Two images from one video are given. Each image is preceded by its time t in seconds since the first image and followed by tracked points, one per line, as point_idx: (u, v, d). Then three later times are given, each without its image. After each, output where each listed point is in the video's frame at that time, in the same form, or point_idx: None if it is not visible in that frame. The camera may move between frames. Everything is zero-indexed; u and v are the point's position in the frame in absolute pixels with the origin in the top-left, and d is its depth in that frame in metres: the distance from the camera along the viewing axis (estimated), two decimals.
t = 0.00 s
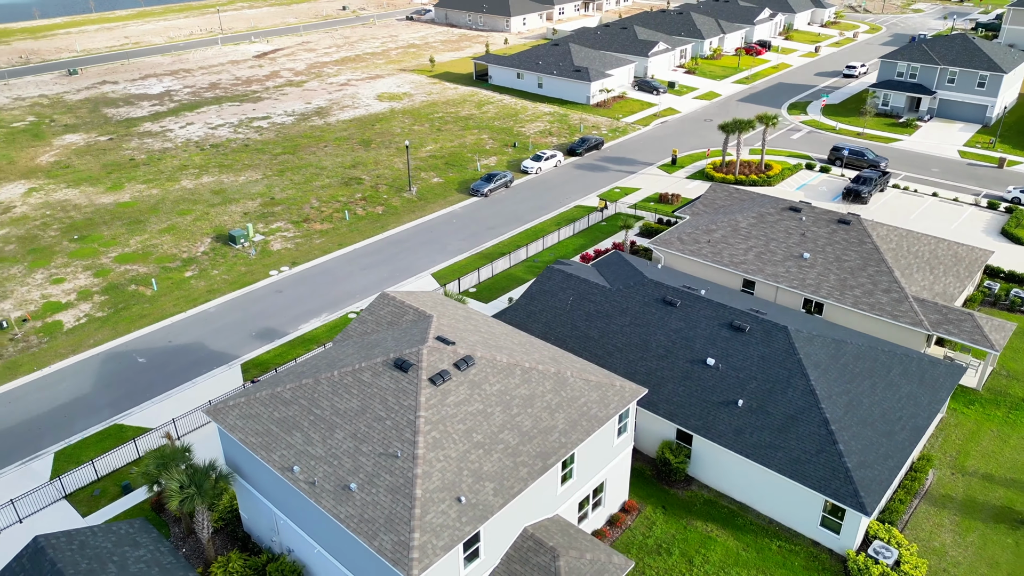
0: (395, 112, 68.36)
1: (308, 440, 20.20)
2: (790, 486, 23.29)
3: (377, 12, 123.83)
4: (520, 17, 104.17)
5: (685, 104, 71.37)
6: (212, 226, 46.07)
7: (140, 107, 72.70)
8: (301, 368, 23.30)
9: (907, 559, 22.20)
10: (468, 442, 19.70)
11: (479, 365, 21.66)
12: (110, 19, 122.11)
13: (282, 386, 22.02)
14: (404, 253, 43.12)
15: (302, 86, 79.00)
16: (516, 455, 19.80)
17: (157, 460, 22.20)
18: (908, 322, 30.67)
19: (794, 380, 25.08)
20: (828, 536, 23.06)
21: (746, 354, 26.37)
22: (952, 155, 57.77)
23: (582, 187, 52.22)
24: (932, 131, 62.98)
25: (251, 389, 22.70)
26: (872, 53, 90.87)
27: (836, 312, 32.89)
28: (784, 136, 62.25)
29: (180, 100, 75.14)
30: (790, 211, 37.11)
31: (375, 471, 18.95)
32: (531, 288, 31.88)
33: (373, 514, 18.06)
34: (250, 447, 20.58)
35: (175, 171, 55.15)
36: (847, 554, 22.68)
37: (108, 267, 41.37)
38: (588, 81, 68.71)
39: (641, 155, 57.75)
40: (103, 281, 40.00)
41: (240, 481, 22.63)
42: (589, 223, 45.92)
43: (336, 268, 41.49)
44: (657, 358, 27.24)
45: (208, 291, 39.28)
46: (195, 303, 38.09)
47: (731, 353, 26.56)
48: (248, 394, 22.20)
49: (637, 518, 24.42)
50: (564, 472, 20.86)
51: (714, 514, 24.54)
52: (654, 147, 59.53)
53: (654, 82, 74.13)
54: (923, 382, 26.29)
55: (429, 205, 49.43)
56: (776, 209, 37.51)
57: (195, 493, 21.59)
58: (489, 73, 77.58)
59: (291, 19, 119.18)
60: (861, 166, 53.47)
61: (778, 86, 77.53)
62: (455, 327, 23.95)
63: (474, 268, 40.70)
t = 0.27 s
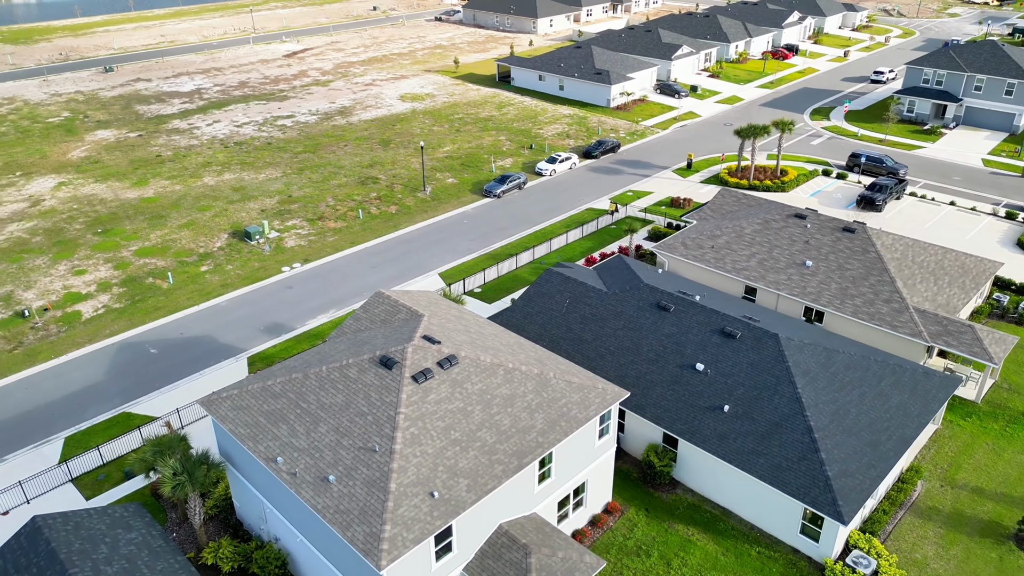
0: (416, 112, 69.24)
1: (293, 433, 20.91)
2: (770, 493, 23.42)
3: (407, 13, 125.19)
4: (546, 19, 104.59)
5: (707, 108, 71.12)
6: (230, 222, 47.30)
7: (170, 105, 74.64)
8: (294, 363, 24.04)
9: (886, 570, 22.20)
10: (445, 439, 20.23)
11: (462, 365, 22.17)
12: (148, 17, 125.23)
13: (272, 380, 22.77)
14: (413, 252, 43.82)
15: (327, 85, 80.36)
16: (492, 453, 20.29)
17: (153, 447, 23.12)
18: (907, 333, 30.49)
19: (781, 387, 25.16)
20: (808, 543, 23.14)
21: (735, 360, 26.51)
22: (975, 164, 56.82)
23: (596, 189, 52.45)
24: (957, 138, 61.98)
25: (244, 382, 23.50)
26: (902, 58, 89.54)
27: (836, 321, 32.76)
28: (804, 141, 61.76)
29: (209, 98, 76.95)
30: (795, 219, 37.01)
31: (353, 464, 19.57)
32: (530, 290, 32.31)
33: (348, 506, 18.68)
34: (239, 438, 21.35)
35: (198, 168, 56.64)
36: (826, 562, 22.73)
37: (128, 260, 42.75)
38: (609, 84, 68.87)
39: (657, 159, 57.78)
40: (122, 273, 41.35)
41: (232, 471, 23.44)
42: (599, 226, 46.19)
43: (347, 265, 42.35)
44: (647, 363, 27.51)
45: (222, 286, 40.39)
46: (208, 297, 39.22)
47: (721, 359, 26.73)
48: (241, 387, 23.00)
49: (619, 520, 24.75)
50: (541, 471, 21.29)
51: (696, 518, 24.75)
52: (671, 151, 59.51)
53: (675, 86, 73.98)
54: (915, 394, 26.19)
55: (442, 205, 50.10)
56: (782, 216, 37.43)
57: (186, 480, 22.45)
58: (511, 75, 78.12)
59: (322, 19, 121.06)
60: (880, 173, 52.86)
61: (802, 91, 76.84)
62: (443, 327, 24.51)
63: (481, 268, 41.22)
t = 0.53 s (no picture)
0: (438, 113, 70.01)
1: (280, 426, 21.63)
2: (751, 499, 23.56)
3: (438, 13, 126.26)
4: (574, 20, 104.78)
5: (729, 112, 70.75)
6: (248, 219, 48.49)
7: (200, 102, 76.47)
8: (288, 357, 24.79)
9: None
10: (425, 437, 20.78)
11: (447, 365, 22.70)
12: (186, 16, 128.08)
13: (265, 375, 23.54)
14: (424, 252, 44.53)
15: (353, 85, 81.59)
16: (470, 451, 20.80)
17: (151, 436, 24.04)
18: (906, 344, 30.29)
19: (768, 395, 25.26)
20: (787, 551, 23.23)
21: (725, 367, 26.67)
22: (1000, 173, 55.74)
23: (610, 193, 52.66)
24: (983, 146, 60.85)
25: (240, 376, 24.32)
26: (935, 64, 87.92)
27: (837, 330, 32.61)
28: (825, 147, 61.18)
29: (238, 96, 78.66)
30: (801, 226, 36.85)
31: (334, 458, 20.22)
32: (529, 292, 32.73)
33: (326, 498, 19.33)
34: (229, 429, 22.15)
35: (222, 164, 58.07)
36: (804, 570, 22.80)
37: (148, 254, 44.12)
38: (630, 87, 68.90)
39: (674, 163, 57.74)
40: (142, 267, 42.71)
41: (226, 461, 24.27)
42: (609, 229, 46.43)
43: (358, 263, 43.21)
44: (638, 367, 27.78)
45: (236, 281, 41.50)
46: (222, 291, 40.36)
47: (710, 365, 26.90)
48: (235, 380, 23.81)
49: (602, 521, 25.09)
50: (520, 470, 21.75)
51: (679, 522, 24.97)
52: (688, 155, 59.40)
53: (698, 90, 73.71)
54: (905, 405, 26.09)
55: (456, 206, 50.72)
56: (788, 223, 37.29)
57: (181, 468, 23.33)
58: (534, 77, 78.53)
59: (353, 18, 122.69)
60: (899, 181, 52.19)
61: (828, 96, 75.99)
62: (433, 327, 25.06)
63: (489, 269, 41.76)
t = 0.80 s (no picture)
0: (459, 113, 70.70)
1: (269, 418, 22.40)
2: (731, 504, 23.72)
3: (467, 13, 127.13)
4: (601, 22, 104.82)
5: (750, 116, 70.31)
6: (266, 215, 49.64)
7: (229, 100, 78.19)
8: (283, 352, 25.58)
9: None
10: (405, 433, 21.37)
11: (432, 363, 23.26)
12: (221, 14, 130.71)
13: (259, 368, 24.34)
14: (435, 251, 45.21)
15: (378, 84, 82.71)
16: (449, 448, 21.33)
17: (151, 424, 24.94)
18: (903, 354, 30.10)
19: (754, 402, 25.38)
20: (766, 557, 23.34)
21: (714, 372, 26.83)
22: None
23: (623, 195, 52.80)
24: (1009, 155, 59.71)
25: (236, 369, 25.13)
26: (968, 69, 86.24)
27: (836, 339, 32.49)
28: (844, 153, 60.56)
29: (265, 94, 80.25)
30: (806, 233, 36.71)
31: (317, 451, 20.91)
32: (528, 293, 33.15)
33: (306, 489, 20.01)
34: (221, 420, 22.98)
35: (245, 161, 59.44)
36: None
37: (167, 248, 45.45)
38: (650, 89, 68.85)
39: (690, 167, 57.68)
40: (161, 260, 44.02)
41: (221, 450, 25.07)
42: (619, 232, 46.66)
43: (369, 261, 44.03)
44: (628, 370, 28.07)
45: (250, 276, 42.58)
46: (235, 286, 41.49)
47: (699, 371, 27.08)
48: (231, 372, 24.64)
49: (585, 521, 25.46)
50: (500, 468, 22.22)
51: (661, 524, 25.23)
52: (705, 159, 59.25)
53: (720, 93, 73.36)
54: (894, 416, 26.01)
55: (469, 206, 51.32)
56: (793, 229, 37.18)
57: (176, 456, 24.19)
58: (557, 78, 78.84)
59: (384, 18, 124.13)
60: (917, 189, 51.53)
61: (854, 100, 75.04)
62: (424, 326, 25.65)
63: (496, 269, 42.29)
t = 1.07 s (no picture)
0: (479, 114, 71.32)
1: (259, 409, 23.20)
2: (712, 508, 23.92)
3: (496, 13, 127.80)
4: (628, 23, 104.70)
5: (772, 120, 69.80)
6: (283, 211, 50.78)
7: (256, 97, 79.85)
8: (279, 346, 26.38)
9: None
10: (388, 428, 21.99)
11: (419, 361, 23.85)
12: (256, 13, 133.18)
13: (254, 361, 25.16)
14: (444, 250, 45.85)
15: (403, 83, 83.76)
16: (430, 444, 21.90)
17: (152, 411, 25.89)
18: (900, 364, 29.94)
19: (740, 408, 25.53)
20: (744, 561, 23.48)
21: (703, 377, 27.02)
22: None
23: (636, 198, 52.94)
24: None
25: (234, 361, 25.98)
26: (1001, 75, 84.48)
27: (835, 347, 32.38)
28: (865, 159, 59.90)
29: (292, 92, 81.77)
30: (810, 240, 36.59)
31: (301, 443, 21.63)
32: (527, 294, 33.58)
33: (289, 479, 20.74)
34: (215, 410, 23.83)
35: (267, 158, 60.78)
36: None
37: (186, 241, 46.78)
38: (671, 92, 68.74)
39: (705, 171, 57.59)
40: (179, 253, 45.35)
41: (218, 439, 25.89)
42: (628, 235, 46.85)
43: (379, 259, 44.85)
44: (618, 373, 28.38)
45: (263, 271, 43.66)
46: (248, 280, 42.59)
47: (688, 375, 27.29)
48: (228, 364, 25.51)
49: (569, 520, 25.88)
50: (481, 465, 22.71)
51: (644, 526, 25.52)
52: (722, 163, 59.07)
53: (742, 96, 72.93)
54: (883, 426, 25.93)
55: (482, 206, 51.89)
56: (798, 236, 37.08)
57: (174, 444, 25.09)
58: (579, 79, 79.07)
59: (413, 17, 125.40)
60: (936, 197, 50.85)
61: (880, 106, 74.03)
62: (416, 324, 26.25)
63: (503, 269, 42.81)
